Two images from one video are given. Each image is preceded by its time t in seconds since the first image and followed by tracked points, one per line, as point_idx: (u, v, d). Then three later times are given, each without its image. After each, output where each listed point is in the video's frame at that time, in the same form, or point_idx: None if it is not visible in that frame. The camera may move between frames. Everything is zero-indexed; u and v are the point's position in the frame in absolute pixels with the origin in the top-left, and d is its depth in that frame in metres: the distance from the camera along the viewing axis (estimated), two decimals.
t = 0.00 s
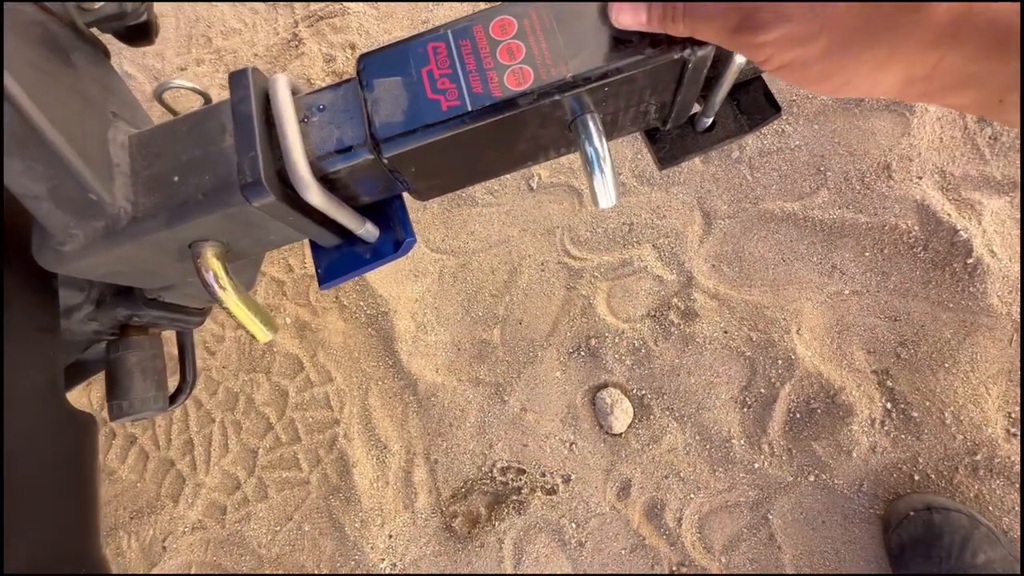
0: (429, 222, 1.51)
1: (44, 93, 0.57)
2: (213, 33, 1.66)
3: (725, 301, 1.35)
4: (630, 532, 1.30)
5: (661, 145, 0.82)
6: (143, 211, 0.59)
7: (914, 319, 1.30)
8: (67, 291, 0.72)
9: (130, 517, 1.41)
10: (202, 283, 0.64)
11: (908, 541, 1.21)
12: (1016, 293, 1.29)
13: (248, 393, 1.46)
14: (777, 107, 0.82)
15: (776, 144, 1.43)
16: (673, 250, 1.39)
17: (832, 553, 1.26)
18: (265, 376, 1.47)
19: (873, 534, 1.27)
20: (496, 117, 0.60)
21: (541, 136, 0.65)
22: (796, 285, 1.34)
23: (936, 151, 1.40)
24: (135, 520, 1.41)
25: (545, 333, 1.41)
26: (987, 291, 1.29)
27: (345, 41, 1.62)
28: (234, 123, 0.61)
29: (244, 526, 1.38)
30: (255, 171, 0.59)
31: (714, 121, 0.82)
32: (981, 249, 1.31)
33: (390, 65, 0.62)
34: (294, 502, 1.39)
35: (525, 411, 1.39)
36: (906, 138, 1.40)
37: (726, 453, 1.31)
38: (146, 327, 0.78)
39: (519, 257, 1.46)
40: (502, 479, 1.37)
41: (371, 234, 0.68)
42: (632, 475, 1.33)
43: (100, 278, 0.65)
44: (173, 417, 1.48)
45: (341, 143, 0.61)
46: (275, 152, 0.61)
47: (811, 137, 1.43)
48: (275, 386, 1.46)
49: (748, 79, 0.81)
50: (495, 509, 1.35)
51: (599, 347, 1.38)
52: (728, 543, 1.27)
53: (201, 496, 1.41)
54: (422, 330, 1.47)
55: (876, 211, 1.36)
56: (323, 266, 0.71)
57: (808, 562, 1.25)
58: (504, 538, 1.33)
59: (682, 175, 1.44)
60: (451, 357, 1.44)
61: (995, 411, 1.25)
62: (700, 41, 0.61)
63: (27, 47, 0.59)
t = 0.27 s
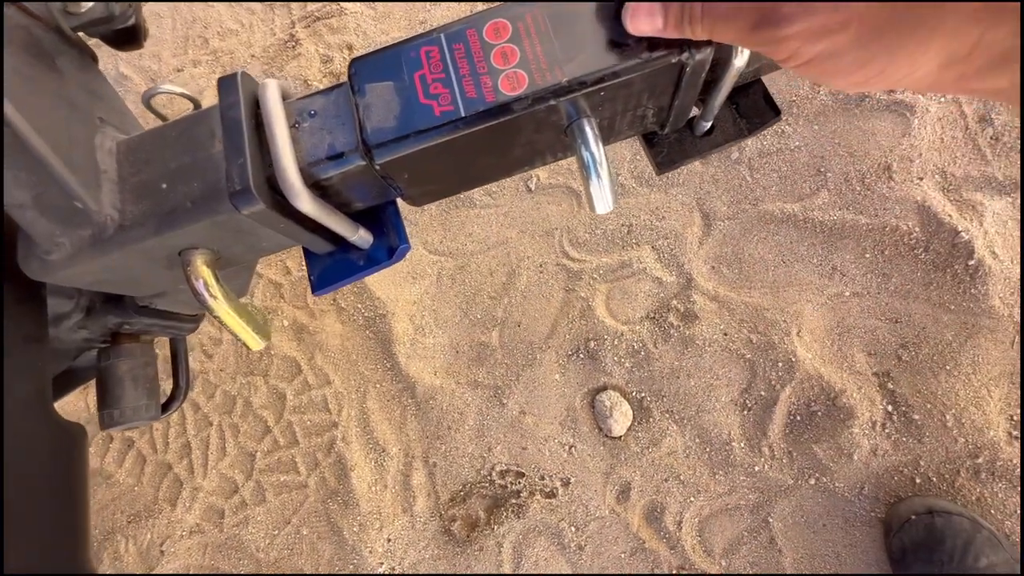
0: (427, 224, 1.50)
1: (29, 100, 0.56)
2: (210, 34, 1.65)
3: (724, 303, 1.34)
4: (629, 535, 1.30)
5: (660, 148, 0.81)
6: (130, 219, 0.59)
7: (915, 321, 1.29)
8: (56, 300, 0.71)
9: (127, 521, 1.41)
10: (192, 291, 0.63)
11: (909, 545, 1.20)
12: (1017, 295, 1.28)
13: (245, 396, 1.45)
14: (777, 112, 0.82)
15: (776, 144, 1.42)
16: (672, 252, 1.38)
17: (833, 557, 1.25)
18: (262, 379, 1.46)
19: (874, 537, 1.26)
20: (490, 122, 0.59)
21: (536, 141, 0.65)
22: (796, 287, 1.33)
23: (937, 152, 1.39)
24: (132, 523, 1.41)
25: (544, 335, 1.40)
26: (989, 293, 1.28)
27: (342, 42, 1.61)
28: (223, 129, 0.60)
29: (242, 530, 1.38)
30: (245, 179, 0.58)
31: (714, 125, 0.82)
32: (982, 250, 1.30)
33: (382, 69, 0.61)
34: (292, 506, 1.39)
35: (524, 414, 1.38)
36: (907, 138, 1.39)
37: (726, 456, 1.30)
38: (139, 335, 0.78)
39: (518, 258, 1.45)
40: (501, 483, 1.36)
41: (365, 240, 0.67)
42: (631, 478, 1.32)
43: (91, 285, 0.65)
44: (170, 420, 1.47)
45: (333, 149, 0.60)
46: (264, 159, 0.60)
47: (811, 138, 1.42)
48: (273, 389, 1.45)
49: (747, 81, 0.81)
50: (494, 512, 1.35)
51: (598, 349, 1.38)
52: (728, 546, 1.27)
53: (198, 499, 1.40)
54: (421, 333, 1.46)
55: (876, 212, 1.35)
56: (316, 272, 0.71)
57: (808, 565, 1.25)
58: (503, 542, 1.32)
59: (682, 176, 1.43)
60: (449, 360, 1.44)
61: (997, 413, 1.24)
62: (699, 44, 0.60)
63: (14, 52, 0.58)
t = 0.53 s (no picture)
0: (422, 228, 1.49)
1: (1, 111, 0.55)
2: (204, 36, 1.64)
3: (722, 307, 1.33)
4: (627, 541, 1.29)
5: (651, 156, 0.80)
6: (106, 233, 0.57)
7: (914, 324, 1.28)
8: (36, 313, 0.70)
9: (122, 527, 1.40)
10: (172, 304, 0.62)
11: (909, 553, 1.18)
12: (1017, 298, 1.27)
13: (240, 402, 1.44)
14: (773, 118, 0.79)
15: (773, 146, 1.41)
16: (669, 255, 1.37)
17: (831, 562, 1.25)
18: (257, 385, 1.45)
19: (873, 543, 1.25)
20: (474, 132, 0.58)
21: (525, 150, 0.64)
22: (794, 290, 1.32)
23: (935, 153, 1.37)
24: (127, 531, 1.40)
25: (540, 339, 1.39)
26: (989, 296, 1.26)
27: (336, 44, 1.60)
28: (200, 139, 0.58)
29: (238, 537, 1.37)
30: (222, 192, 0.56)
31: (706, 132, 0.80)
32: (982, 253, 1.28)
33: (365, 79, 0.59)
34: (288, 512, 1.38)
35: (520, 419, 1.37)
36: (906, 139, 1.37)
37: (724, 461, 1.29)
38: (123, 347, 0.77)
39: (514, 262, 1.44)
40: (497, 488, 1.35)
41: (350, 252, 0.67)
42: (629, 483, 1.31)
43: (73, 300, 0.62)
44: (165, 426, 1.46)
45: (314, 160, 0.60)
46: (244, 171, 0.58)
47: (808, 140, 1.41)
48: (267, 395, 1.44)
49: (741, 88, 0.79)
50: (491, 518, 1.34)
51: (595, 353, 1.37)
52: (725, 552, 1.26)
53: (194, 506, 1.40)
54: (416, 338, 1.45)
55: (874, 215, 1.33)
56: (301, 282, 0.70)
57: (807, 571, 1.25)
58: (500, 548, 1.32)
59: (679, 178, 1.41)
60: (445, 365, 1.43)
61: (997, 417, 1.23)
62: (688, 51, 0.58)
63: None
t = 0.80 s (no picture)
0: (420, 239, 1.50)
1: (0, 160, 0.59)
2: (201, 47, 1.64)
3: (717, 318, 1.34)
4: (624, 551, 1.30)
5: (639, 189, 0.83)
6: (104, 274, 0.61)
7: (908, 336, 1.29)
8: (35, 344, 0.71)
9: (123, 538, 1.41)
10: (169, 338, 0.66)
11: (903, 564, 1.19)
12: (1007, 310, 1.29)
13: (239, 413, 1.45)
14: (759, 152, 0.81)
15: (767, 158, 1.42)
16: (664, 266, 1.38)
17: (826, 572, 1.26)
18: (257, 396, 1.45)
19: (867, 553, 1.26)
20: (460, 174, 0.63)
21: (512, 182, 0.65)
22: (788, 301, 1.33)
23: (927, 165, 1.38)
24: (128, 541, 1.41)
25: (537, 350, 1.40)
26: (980, 308, 1.28)
27: (333, 55, 1.59)
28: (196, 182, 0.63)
29: (237, 547, 1.38)
30: (216, 234, 0.61)
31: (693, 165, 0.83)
32: (973, 265, 1.30)
33: (358, 122, 0.65)
34: (287, 523, 1.39)
35: (517, 430, 1.38)
36: (898, 152, 1.38)
37: (720, 472, 1.30)
38: (121, 374, 0.79)
39: (510, 273, 1.45)
40: (495, 498, 1.36)
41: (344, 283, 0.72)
42: (625, 493, 1.32)
43: (73, 335, 0.66)
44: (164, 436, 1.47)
45: (306, 201, 0.64)
46: (238, 213, 0.63)
47: (802, 151, 1.41)
48: (266, 406, 1.45)
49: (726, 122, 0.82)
50: (489, 528, 1.35)
51: (591, 364, 1.37)
52: (721, 562, 1.27)
53: (193, 516, 1.40)
54: (414, 348, 1.45)
55: (867, 227, 1.34)
56: (295, 314, 0.75)
57: None
58: (498, 558, 1.33)
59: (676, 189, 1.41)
60: (442, 375, 1.43)
61: (988, 428, 1.25)
62: (671, 96, 0.64)
63: None
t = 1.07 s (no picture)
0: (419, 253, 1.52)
1: (16, 217, 0.64)
2: (201, 61, 1.64)
3: (713, 331, 1.37)
4: (622, 562, 1.32)
5: (630, 227, 0.90)
6: (114, 317, 0.66)
7: (900, 349, 1.33)
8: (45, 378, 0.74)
9: (127, 549, 1.43)
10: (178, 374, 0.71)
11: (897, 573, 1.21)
12: (998, 323, 1.33)
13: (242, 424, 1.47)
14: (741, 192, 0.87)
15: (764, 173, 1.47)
16: (660, 279, 1.41)
17: None
18: (259, 408, 1.47)
19: (862, 563, 1.28)
20: (457, 222, 0.69)
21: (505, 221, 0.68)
22: (783, 315, 1.36)
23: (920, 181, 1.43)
24: (132, 552, 1.42)
25: (535, 363, 1.42)
26: (971, 321, 1.33)
27: (332, 68, 1.59)
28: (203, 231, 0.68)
29: (240, 558, 1.39)
30: (222, 284, 0.66)
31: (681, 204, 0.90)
32: (963, 279, 1.35)
33: (358, 172, 0.71)
34: (289, 533, 1.40)
35: (517, 441, 1.40)
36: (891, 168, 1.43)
37: (716, 482, 1.32)
38: (129, 404, 0.82)
39: (508, 286, 1.47)
40: (495, 509, 1.38)
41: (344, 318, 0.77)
42: (624, 504, 1.34)
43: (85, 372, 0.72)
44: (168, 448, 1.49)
45: (308, 248, 0.70)
46: (242, 260, 0.68)
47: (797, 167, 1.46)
48: (268, 417, 1.47)
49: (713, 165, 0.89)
50: (489, 539, 1.37)
51: (589, 376, 1.40)
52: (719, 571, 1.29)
53: (197, 528, 1.42)
54: (413, 360, 1.47)
55: (859, 241, 1.39)
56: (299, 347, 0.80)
57: None
58: (498, 569, 1.34)
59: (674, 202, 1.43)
60: (442, 388, 1.45)
61: (980, 440, 1.28)
62: (656, 150, 0.72)
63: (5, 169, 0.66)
